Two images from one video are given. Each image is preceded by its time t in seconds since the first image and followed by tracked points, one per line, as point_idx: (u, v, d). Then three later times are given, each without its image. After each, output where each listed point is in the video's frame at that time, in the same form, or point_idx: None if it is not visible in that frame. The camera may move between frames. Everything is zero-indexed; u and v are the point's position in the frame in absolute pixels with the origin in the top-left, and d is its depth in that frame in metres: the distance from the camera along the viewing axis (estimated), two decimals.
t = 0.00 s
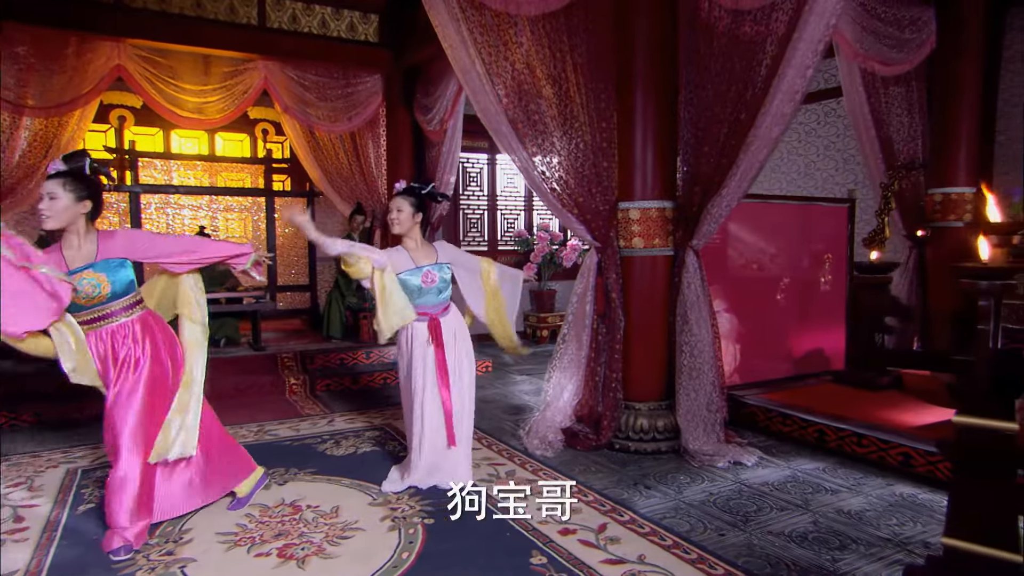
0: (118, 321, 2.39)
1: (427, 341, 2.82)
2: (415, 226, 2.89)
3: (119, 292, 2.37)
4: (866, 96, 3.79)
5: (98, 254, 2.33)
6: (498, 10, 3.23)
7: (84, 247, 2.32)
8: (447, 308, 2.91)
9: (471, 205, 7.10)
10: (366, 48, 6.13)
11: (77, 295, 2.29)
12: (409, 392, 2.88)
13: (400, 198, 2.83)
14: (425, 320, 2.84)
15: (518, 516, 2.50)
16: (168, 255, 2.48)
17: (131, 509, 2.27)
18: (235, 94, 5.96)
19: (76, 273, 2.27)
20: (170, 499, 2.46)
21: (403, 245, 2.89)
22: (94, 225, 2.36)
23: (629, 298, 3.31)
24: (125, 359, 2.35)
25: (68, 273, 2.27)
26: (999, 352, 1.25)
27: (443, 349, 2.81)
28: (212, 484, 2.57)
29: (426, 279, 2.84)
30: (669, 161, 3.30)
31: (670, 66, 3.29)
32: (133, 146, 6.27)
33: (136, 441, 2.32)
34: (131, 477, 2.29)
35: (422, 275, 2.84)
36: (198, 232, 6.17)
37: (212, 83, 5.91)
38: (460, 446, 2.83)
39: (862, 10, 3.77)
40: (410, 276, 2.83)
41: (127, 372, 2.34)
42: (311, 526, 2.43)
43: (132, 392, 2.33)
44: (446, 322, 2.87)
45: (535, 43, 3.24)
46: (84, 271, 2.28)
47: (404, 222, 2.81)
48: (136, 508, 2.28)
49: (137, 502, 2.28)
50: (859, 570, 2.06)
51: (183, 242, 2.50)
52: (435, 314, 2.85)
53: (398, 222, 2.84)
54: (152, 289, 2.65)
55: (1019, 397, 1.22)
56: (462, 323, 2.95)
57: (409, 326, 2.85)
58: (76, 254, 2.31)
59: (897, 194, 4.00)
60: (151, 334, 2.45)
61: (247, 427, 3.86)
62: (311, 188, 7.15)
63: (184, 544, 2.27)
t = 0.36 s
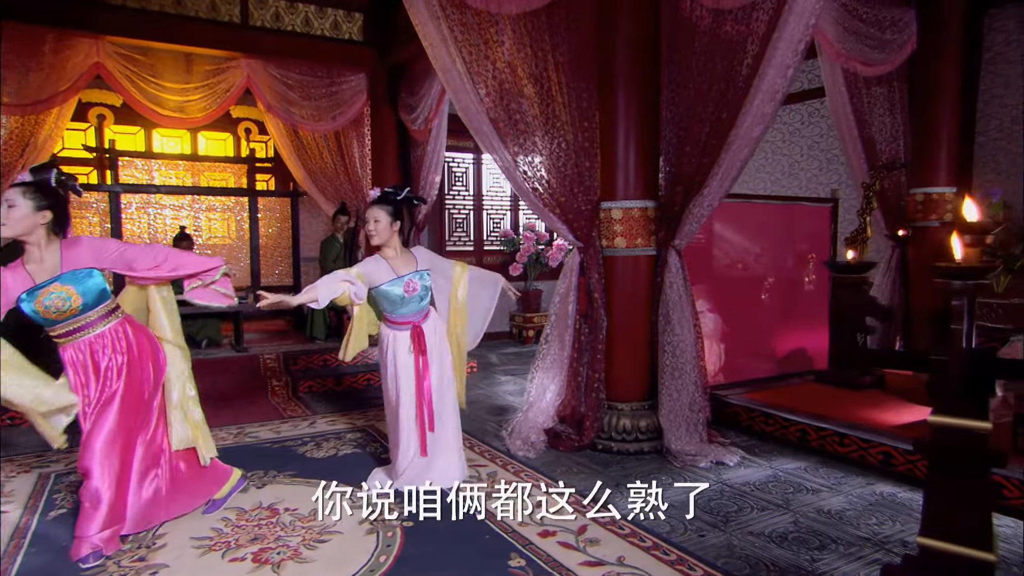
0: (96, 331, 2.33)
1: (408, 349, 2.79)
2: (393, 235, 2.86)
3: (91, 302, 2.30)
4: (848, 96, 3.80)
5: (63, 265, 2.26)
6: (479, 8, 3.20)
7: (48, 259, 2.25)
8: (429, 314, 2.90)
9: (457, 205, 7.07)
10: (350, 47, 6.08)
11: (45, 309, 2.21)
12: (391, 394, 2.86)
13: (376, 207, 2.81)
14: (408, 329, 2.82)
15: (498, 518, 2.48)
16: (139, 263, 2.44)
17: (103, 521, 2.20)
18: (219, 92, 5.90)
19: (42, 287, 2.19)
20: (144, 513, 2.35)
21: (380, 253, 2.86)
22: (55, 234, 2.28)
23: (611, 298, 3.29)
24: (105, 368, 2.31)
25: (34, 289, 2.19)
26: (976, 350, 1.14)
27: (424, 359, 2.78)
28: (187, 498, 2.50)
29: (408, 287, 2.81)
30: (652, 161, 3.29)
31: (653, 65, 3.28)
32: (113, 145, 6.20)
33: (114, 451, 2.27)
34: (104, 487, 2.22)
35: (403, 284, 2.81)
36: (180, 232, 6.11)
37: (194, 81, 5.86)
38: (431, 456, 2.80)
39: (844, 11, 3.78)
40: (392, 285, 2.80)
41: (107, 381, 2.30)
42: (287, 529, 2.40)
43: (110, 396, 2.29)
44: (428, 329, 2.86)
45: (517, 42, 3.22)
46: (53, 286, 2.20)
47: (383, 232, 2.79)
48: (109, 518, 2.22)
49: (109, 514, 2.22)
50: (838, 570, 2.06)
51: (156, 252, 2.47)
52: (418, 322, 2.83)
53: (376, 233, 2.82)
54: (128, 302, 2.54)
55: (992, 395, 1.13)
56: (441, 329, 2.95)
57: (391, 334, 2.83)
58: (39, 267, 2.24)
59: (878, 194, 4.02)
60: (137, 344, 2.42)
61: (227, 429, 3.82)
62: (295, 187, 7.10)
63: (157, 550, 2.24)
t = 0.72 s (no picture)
0: (68, 332, 2.29)
1: (389, 348, 2.76)
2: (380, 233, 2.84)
3: (63, 304, 2.27)
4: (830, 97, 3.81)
5: (36, 267, 2.21)
6: (460, 7, 3.17)
7: (20, 259, 2.19)
8: (410, 313, 2.88)
9: (442, 205, 7.03)
10: (333, 45, 6.03)
11: (16, 310, 2.19)
12: (370, 392, 2.83)
13: (362, 203, 2.78)
14: (388, 326, 2.79)
15: (478, 521, 2.46)
16: (115, 276, 2.33)
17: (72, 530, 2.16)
18: (200, 90, 5.83)
19: (13, 289, 2.16)
20: (116, 518, 2.32)
21: (361, 250, 2.83)
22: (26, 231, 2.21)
23: (593, 298, 3.28)
24: (75, 372, 2.26)
25: (5, 289, 2.15)
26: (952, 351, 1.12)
27: (406, 358, 2.76)
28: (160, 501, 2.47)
29: (387, 284, 2.78)
30: (634, 161, 3.28)
31: (635, 64, 3.27)
32: (92, 144, 6.12)
33: (83, 457, 2.23)
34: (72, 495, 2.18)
35: (385, 280, 2.77)
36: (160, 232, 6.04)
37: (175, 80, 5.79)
38: (406, 455, 2.77)
39: (826, 11, 3.78)
40: (372, 282, 2.76)
41: (76, 386, 2.26)
42: (263, 533, 2.36)
43: (76, 402, 2.24)
44: (408, 328, 2.84)
45: (499, 41, 3.20)
46: (25, 289, 2.17)
47: (369, 229, 2.77)
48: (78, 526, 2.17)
49: (77, 522, 2.18)
50: (817, 570, 2.06)
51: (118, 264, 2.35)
52: (399, 320, 2.81)
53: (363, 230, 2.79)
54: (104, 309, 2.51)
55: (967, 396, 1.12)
56: (423, 327, 2.93)
57: (372, 333, 2.80)
58: (10, 267, 2.18)
59: (859, 193, 4.01)
60: (109, 348, 2.38)
61: (207, 431, 3.78)
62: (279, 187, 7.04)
63: (129, 556, 2.20)
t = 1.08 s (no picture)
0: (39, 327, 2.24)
1: (363, 347, 2.73)
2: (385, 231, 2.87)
3: (58, 300, 2.28)
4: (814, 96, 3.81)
5: (48, 257, 2.28)
6: (442, 4, 3.14)
7: (35, 248, 2.25)
8: (386, 312, 2.85)
9: (429, 205, 7.00)
10: (318, 43, 5.97)
11: (10, 295, 2.17)
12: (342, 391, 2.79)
13: (375, 202, 2.78)
14: (364, 323, 2.76)
15: (458, 523, 2.43)
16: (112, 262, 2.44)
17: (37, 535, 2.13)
18: (182, 89, 5.76)
19: (15, 271, 2.18)
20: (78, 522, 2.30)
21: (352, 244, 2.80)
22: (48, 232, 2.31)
23: (576, 298, 3.26)
24: (41, 372, 2.22)
25: (7, 270, 2.17)
26: (928, 351, 1.10)
27: (381, 357, 2.73)
28: (120, 503, 2.44)
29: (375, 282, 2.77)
30: (617, 160, 3.27)
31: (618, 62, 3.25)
32: (71, 142, 6.04)
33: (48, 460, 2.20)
34: (37, 500, 2.15)
35: (370, 276, 2.76)
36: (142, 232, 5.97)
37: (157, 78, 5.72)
38: (383, 456, 2.75)
39: (809, 11, 3.78)
40: (357, 275, 2.74)
41: (42, 386, 2.21)
42: (240, 538, 2.33)
43: (42, 403, 2.20)
44: (383, 326, 2.80)
45: (481, 39, 3.17)
46: (30, 273, 2.19)
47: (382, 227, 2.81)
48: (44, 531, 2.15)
49: (43, 527, 2.15)
50: (796, 571, 2.05)
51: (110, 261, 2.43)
52: (374, 318, 2.77)
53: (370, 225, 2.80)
54: (88, 312, 2.50)
55: (944, 395, 1.10)
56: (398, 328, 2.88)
57: (346, 330, 2.76)
58: (24, 250, 2.23)
59: (842, 193, 3.99)
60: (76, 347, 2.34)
61: (188, 434, 3.73)
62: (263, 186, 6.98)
63: (100, 563, 2.16)
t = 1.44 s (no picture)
0: (15, 328, 2.23)
1: (343, 352, 2.70)
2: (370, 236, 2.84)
3: (49, 303, 2.31)
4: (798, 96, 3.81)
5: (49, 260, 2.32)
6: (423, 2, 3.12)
7: (40, 248, 2.29)
8: (366, 318, 2.82)
9: (415, 205, 6.97)
10: (303, 42, 5.94)
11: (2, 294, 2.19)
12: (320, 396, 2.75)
13: (362, 209, 2.76)
14: (343, 328, 2.73)
15: (437, 527, 2.40)
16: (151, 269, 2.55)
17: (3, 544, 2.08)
18: (165, 87, 5.70)
19: (13, 271, 2.20)
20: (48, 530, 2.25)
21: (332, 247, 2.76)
22: (53, 235, 2.34)
23: (560, 298, 3.25)
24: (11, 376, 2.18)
25: (5, 269, 2.20)
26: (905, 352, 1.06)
27: (360, 362, 2.71)
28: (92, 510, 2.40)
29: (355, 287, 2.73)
30: (600, 159, 3.25)
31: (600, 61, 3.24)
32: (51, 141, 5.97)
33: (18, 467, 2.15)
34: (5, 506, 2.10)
35: (352, 280, 2.73)
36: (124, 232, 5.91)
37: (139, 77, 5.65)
38: (362, 461, 2.73)
39: (793, 11, 3.79)
40: (340, 278, 2.71)
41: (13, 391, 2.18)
42: (215, 543, 2.29)
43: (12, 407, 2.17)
44: (363, 331, 2.78)
45: (463, 37, 3.15)
46: (27, 275, 2.22)
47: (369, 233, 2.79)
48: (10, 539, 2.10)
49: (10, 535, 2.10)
50: (777, 573, 2.04)
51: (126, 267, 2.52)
52: (354, 323, 2.75)
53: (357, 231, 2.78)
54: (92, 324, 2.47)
55: (922, 395, 1.07)
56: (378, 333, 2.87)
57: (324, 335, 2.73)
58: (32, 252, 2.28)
59: (827, 192, 3.96)
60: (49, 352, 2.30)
61: (168, 437, 3.68)
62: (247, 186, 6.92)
63: (70, 570, 2.11)
